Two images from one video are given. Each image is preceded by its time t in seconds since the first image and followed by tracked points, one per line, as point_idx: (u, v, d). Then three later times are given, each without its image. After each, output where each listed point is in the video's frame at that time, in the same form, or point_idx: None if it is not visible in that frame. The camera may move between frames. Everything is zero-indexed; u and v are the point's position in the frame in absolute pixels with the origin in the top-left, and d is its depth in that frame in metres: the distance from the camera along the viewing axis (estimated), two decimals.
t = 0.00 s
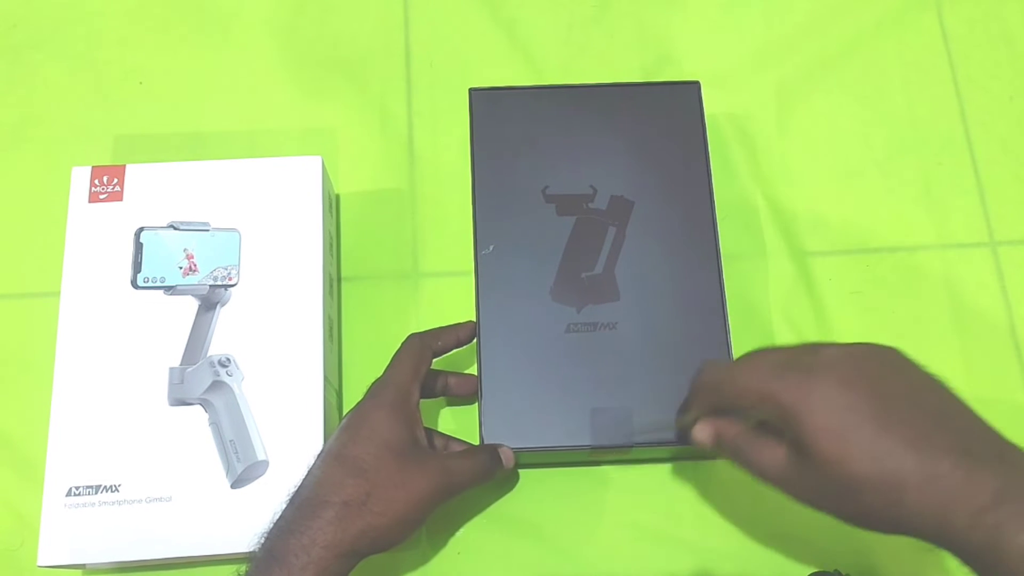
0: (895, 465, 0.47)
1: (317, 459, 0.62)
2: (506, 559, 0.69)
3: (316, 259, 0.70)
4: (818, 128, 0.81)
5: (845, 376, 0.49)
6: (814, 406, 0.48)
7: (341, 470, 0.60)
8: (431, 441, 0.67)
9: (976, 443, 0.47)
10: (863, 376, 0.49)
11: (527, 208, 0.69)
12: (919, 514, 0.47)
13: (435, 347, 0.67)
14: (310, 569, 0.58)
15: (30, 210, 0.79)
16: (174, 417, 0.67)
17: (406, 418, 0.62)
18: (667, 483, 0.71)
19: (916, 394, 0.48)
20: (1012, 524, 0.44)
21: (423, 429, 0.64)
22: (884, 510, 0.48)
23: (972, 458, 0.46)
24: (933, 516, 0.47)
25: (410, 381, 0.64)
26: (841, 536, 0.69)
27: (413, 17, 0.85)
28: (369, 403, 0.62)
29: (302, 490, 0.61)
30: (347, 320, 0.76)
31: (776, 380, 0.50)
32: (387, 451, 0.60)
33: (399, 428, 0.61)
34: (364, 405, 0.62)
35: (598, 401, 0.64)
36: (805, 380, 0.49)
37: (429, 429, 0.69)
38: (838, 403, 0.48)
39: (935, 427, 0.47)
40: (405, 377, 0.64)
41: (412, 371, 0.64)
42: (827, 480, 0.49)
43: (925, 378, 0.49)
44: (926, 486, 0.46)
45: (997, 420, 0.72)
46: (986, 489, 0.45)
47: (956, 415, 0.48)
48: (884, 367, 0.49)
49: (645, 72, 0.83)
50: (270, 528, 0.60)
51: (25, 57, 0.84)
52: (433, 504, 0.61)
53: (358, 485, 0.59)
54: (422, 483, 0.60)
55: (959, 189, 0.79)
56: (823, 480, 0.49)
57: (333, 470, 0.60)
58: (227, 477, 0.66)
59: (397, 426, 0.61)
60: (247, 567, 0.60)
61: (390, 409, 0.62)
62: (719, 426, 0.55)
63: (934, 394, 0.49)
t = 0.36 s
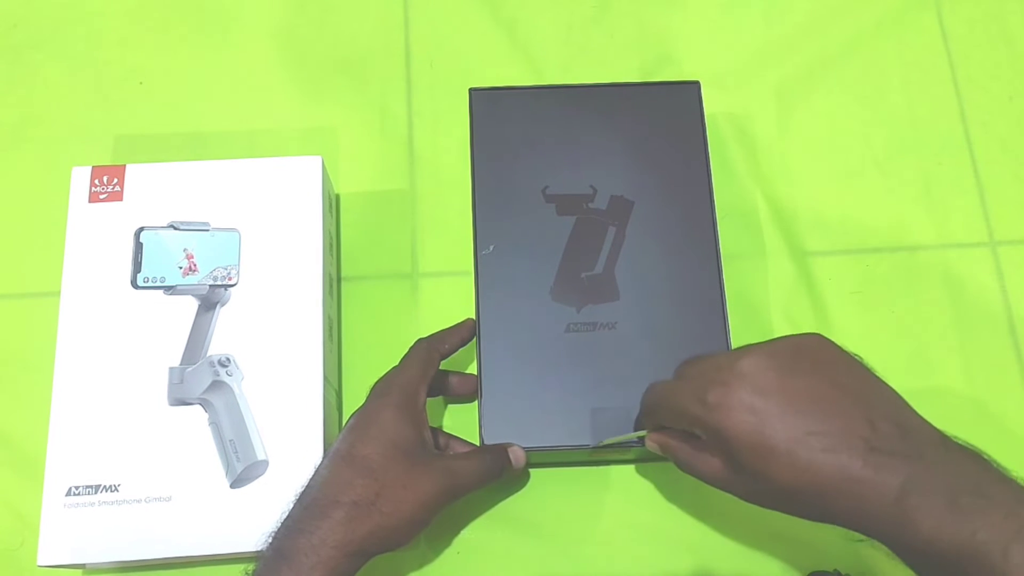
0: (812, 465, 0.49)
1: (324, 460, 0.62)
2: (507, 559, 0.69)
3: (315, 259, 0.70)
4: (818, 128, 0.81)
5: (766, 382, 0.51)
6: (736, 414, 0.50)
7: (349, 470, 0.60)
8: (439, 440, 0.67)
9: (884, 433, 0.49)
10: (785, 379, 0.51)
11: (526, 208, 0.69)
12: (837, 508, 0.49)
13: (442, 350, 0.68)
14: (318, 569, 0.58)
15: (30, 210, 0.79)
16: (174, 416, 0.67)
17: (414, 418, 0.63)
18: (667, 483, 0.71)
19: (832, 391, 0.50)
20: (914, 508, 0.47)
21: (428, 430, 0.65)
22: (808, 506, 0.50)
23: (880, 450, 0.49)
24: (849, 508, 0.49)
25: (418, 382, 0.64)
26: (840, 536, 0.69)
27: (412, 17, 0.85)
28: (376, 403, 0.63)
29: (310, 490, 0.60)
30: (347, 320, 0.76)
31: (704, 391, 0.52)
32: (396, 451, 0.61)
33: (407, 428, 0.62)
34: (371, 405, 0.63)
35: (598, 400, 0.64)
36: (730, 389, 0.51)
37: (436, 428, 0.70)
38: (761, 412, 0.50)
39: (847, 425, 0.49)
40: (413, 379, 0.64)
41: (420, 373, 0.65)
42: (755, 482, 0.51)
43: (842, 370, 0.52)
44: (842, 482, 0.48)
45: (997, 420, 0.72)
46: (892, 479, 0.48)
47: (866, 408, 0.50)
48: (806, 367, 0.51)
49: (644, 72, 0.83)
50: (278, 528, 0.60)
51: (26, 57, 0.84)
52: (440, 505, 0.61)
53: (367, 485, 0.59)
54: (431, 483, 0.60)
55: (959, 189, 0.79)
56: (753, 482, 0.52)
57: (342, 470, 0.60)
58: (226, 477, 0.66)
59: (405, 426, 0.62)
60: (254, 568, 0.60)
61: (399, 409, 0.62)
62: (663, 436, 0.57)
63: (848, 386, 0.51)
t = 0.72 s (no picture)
0: (812, 466, 0.49)
1: (324, 460, 0.62)
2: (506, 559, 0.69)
3: (315, 259, 0.70)
4: (818, 128, 0.81)
5: (766, 381, 0.50)
6: (736, 414, 0.50)
7: (349, 469, 0.60)
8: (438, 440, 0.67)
9: (882, 433, 0.49)
10: (786, 377, 0.50)
11: (527, 208, 0.69)
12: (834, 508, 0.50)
13: (442, 349, 0.68)
14: (318, 568, 0.58)
15: (30, 210, 0.79)
16: (174, 416, 0.67)
17: (414, 417, 0.63)
18: (666, 484, 0.71)
19: (832, 389, 0.50)
20: (909, 510, 0.48)
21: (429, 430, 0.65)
22: (806, 505, 0.50)
23: (878, 452, 0.49)
24: (846, 509, 0.49)
25: (418, 382, 0.65)
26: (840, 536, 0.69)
27: (412, 17, 0.85)
28: (376, 403, 0.63)
29: (310, 489, 0.61)
30: (347, 320, 0.76)
31: (705, 389, 0.52)
32: (396, 450, 0.61)
33: (408, 428, 0.62)
34: (372, 404, 0.63)
35: (598, 400, 0.64)
36: (729, 387, 0.51)
37: (435, 428, 0.70)
38: (761, 411, 0.50)
39: (846, 425, 0.49)
40: (413, 378, 0.65)
41: (420, 373, 0.65)
42: (754, 481, 0.51)
43: (841, 368, 0.51)
44: (841, 484, 0.49)
45: (997, 419, 0.72)
46: (890, 482, 0.48)
47: (865, 407, 0.50)
48: (805, 365, 0.51)
49: (645, 72, 0.83)
50: (278, 528, 0.60)
51: (26, 57, 0.84)
52: (440, 504, 0.61)
53: (367, 484, 0.60)
54: (431, 482, 0.60)
55: (958, 189, 0.79)
56: (751, 481, 0.52)
57: (343, 469, 0.60)
58: (227, 477, 0.66)
59: (405, 425, 0.62)
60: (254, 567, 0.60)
61: (399, 408, 0.63)
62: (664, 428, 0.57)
63: (847, 385, 0.50)
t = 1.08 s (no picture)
0: (814, 466, 0.49)
1: (324, 459, 0.62)
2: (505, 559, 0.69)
3: (315, 259, 0.70)
4: (817, 128, 0.81)
5: (770, 379, 0.51)
6: (739, 410, 0.51)
7: (350, 468, 0.60)
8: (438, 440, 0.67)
9: (886, 439, 0.50)
10: (790, 378, 0.51)
11: (526, 208, 0.69)
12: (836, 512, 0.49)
13: (442, 349, 0.68)
14: (318, 568, 0.58)
15: (30, 210, 0.79)
16: (174, 416, 0.67)
17: (413, 417, 0.63)
18: (666, 484, 0.71)
19: (835, 393, 0.51)
20: (915, 517, 0.47)
21: (429, 430, 0.65)
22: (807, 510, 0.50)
23: (882, 455, 0.49)
24: (852, 512, 0.48)
25: (418, 382, 0.65)
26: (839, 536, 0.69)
27: (412, 17, 0.85)
28: (376, 403, 0.63)
29: (310, 489, 0.61)
30: (347, 320, 0.76)
31: (708, 388, 0.53)
32: (395, 450, 0.61)
33: (407, 427, 0.62)
34: (372, 404, 0.63)
35: (598, 400, 0.64)
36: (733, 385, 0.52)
37: (435, 428, 0.70)
38: (765, 407, 0.50)
39: (849, 427, 0.50)
40: (413, 378, 0.65)
41: (420, 372, 0.65)
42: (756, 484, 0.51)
43: (844, 375, 0.52)
44: (844, 485, 0.48)
45: (998, 419, 0.72)
46: (895, 486, 0.48)
47: (867, 412, 0.51)
48: (809, 369, 0.52)
49: (644, 72, 0.83)
50: (278, 528, 0.60)
51: (26, 57, 0.84)
52: (440, 504, 0.61)
53: (367, 484, 0.60)
54: (430, 482, 0.60)
55: (958, 189, 0.79)
56: (753, 484, 0.51)
57: (342, 469, 0.60)
58: (226, 477, 0.66)
59: (405, 424, 0.62)
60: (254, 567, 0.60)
61: (399, 408, 0.63)
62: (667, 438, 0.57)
63: (850, 391, 0.51)
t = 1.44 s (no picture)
0: (813, 476, 0.49)
1: (325, 459, 0.63)
2: (506, 559, 0.69)
3: (316, 259, 0.70)
4: (817, 128, 0.81)
5: (766, 389, 0.51)
6: (734, 422, 0.51)
7: (349, 468, 0.61)
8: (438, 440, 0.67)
9: (883, 444, 0.50)
10: (786, 386, 0.51)
11: (526, 208, 0.69)
12: (837, 519, 0.49)
13: (442, 348, 0.68)
14: (318, 567, 0.58)
15: (30, 210, 0.79)
16: (175, 416, 0.67)
17: (413, 417, 0.63)
18: (665, 484, 0.71)
19: (832, 398, 0.51)
20: (913, 522, 0.48)
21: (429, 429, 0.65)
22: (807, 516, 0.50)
23: (881, 463, 0.49)
24: (851, 520, 0.49)
25: (418, 382, 0.65)
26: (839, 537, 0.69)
27: (412, 17, 0.85)
28: (376, 403, 0.63)
29: (310, 488, 0.61)
30: (347, 320, 0.76)
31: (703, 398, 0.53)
32: (395, 449, 0.61)
33: (407, 427, 0.62)
34: (372, 404, 0.63)
35: (598, 400, 0.64)
36: (729, 396, 0.52)
37: (436, 428, 0.70)
38: (761, 420, 0.50)
39: (847, 435, 0.50)
40: (413, 378, 0.65)
41: (420, 372, 0.65)
42: (755, 491, 0.52)
43: (842, 378, 0.52)
44: (842, 494, 0.49)
45: (998, 419, 0.72)
46: (894, 493, 0.49)
47: (865, 416, 0.51)
48: (805, 374, 0.52)
49: (645, 72, 0.83)
50: (279, 527, 0.60)
51: (26, 57, 0.84)
52: (440, 504, 0.61)
53: (367, 483, 0.60)
54: (430, 482, 0.60)
55: (958, 188, 0.79)
56: (752, 492, 0.52)
57: (342, 468, 0.61)
58: (227, 476, 0.66)
59: (405, 424, 0.62)
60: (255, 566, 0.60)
61: (399, 408, 0.63)
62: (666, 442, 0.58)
63: (846, 394, 0.52)
